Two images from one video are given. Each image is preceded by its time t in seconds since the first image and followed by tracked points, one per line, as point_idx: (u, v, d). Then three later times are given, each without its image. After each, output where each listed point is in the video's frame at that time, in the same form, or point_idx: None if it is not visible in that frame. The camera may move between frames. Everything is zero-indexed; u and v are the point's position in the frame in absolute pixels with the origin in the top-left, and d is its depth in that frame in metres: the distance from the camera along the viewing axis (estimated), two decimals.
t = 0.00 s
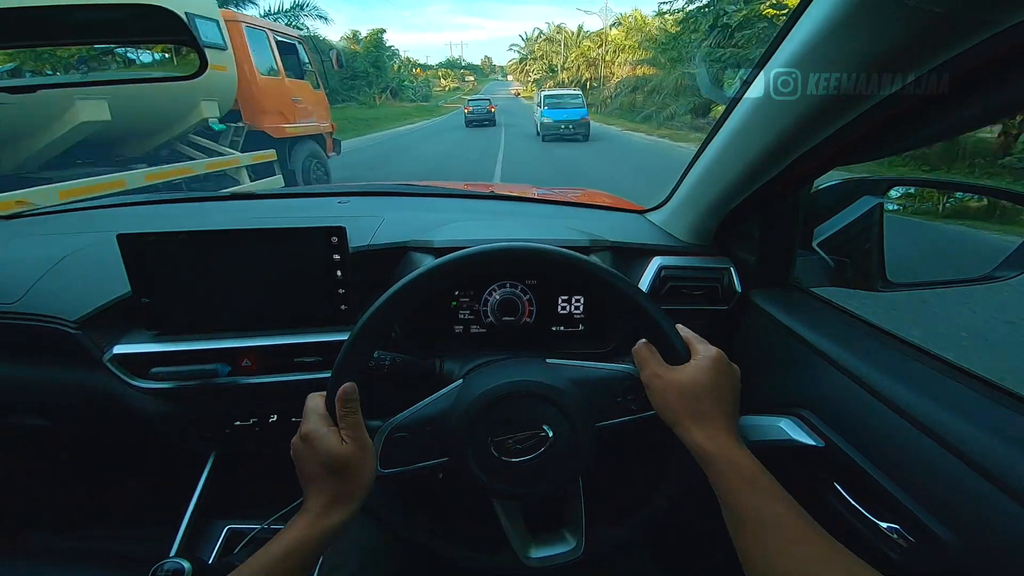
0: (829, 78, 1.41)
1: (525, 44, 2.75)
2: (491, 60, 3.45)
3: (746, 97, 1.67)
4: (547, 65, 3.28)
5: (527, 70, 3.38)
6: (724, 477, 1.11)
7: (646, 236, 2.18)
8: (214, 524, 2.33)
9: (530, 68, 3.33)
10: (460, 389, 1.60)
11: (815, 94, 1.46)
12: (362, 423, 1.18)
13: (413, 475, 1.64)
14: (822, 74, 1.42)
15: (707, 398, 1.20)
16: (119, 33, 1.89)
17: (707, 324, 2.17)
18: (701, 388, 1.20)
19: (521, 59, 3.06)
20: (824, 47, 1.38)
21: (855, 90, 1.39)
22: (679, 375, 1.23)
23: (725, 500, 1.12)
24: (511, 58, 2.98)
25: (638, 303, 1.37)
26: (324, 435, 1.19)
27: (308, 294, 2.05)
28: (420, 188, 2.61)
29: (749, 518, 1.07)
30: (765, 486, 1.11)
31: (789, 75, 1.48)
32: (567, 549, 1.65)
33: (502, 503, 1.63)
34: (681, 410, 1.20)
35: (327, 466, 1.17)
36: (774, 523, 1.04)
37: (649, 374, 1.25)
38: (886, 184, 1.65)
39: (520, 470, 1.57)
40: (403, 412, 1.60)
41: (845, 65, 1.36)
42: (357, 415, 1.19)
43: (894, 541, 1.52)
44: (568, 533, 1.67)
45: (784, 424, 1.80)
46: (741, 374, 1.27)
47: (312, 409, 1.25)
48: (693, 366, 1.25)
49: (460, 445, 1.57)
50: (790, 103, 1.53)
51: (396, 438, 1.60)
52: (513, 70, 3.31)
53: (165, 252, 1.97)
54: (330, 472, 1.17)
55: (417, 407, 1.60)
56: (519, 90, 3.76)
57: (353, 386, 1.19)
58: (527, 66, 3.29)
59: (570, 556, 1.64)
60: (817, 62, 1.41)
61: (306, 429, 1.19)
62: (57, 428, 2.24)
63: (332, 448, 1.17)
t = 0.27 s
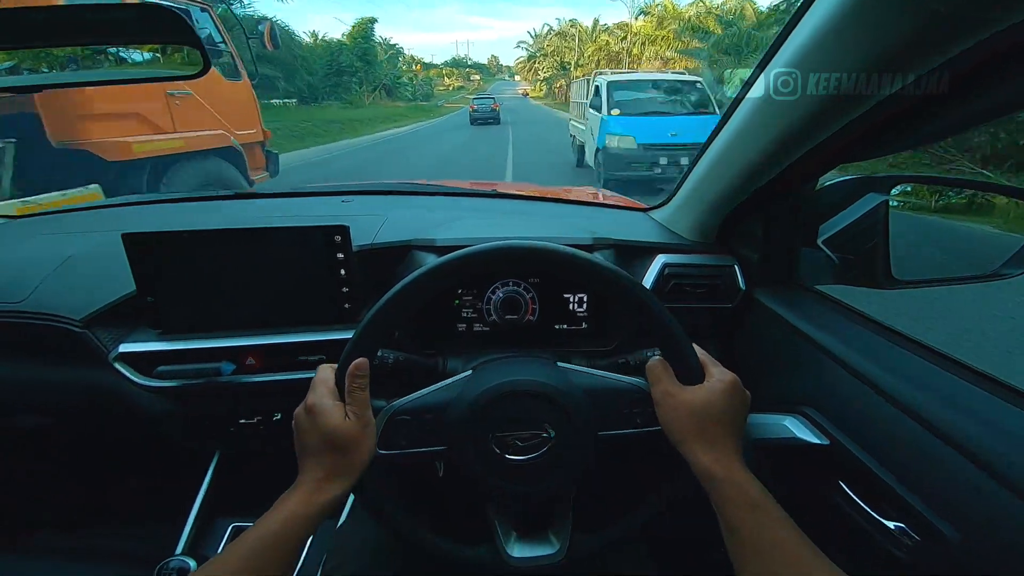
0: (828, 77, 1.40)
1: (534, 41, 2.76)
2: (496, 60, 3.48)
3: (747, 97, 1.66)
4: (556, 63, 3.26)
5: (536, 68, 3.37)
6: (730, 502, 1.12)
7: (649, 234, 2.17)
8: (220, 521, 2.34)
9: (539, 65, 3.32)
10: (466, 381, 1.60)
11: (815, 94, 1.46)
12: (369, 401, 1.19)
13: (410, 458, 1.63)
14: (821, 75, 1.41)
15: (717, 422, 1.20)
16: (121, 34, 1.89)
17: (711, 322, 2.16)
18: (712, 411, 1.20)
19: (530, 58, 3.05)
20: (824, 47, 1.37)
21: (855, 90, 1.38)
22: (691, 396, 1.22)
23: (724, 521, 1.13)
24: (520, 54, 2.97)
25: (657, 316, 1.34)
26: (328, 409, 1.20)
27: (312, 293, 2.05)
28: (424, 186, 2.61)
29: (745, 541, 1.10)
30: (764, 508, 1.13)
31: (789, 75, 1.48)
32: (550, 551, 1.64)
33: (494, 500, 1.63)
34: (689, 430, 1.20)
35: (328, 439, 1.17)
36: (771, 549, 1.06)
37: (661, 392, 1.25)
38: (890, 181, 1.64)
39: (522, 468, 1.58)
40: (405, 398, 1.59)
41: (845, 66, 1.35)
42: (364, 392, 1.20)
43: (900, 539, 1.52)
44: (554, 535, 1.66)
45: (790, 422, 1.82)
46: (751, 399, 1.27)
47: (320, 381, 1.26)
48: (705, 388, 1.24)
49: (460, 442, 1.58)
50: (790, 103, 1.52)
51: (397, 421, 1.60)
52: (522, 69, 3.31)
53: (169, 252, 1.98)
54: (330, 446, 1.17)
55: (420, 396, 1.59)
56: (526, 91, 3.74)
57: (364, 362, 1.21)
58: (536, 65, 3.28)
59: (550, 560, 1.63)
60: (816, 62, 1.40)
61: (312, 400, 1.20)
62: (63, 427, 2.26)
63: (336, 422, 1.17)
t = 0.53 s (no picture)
0: (828, 77, 1.42)
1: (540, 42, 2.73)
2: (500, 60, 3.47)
3: (755, 97, 1.68)
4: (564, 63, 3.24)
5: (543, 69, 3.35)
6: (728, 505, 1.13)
7: (651, 236, 2.17)
8: (220, 517, 2.35)
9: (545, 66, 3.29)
10: (467, 380, 1.61)
11: (813, 94, 1.48)
12: (363, 401, 1.19)
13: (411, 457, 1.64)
14: (821, 74, 1.44)
15: (716, 424, 1.20)
16: (128, 31, 1.90)
17: (713, 325, 2.16)
18: (712, 414, 1.20)
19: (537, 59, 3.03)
20: (825, 45, 1.40)
21: (855, 90, 1.39)
22: (691, 398, 1.22)
23: (724, 523, 1.14)
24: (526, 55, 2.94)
25: (660, 319, 1.34)
26: (322, 407, 1.20)
27: (315, 291, 2.06)
28: (428, 185, 2.62)
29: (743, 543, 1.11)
30: (762, 510, 1.13)
31: (790, 75, 1.51)
32: (547, 552, 1.63)
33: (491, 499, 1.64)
34: (688, 432, 1.20)
35: (319, 436, 1.17)
36: (769, 552, 1.06)
37: (661, 394, 1.25)
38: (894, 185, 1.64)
39: (519, 468, 1.58)
40: (409, 395, 1.60)
41: (845, 65, 1.37)
42: (359, 395, 1.20)
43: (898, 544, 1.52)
44: (551, 535, 1.66)
45: (789, 424, 1.80)
46: (749, 402, 1.27)
47: (320, 378, 1.28)
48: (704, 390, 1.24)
49: (460, 440, 1.59)
50: (790, 103, 1.55)
51: (398, 417, 1.60)
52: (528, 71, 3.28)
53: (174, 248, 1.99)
54: (316, 444, 1.17)
55: (423, 393, 1.60)
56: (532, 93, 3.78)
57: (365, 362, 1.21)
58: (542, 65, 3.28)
59: (547, 560, 1.61)
60: (817, 62, 1.43)
61: (308, 395, 1.21)
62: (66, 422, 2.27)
63: (328, 419, 1.17)
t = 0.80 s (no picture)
0: (828, 77, 1.42)
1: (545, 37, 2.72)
2: (504, 59, 3.46)
3: (755, 99, 1.67)
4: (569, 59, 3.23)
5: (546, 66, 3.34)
6: (734, 504, 1.12)
7: (654, 237, 2.17)
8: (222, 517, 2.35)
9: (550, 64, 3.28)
10: (467, 381, 1.61)
11: (814, 94, 1.48)
12: (353, 423, 1.17)
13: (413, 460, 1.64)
14: (822, 75, 1.43)
15: (719, 422, 1.20)
16: (131, 33, 1.90)
17: (716, 326, 2.15)
18: (714, 412, 1.19)
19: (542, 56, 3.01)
20: (826, 45, 1.39)
21: (855, 90, 1.39)
22: (692, 396, 1.21)
23: (730, 522, 1.13)
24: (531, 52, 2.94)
25: (660, 318, 1.34)
26: (315, 422, 1.20)
27: (317, 291, 2.06)
28: (430, 186, 2.62)
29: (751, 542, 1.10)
30: (767, 510, 1.12)
31: (791, 76, 1.50)
32: (549, 554, 1.62)
33: (492, 501, 1.63)
34: (690, 431, 1.20)
35: (305, 453, 1.17)
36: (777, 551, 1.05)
37: (663, 393, 1.24)
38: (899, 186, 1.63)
39: (521, 469, 1.57)
40: (409, 396, 1.60)
41: (845, 66, 1.37)
42: (351, 413, 1.19)
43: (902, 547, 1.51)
44: (553, 536, 1.65)
45: (793, 426, 1.79)
46: (752, 400, 1.26)
47: (320, 391, 1.28)
48: (705, 386, 1.24)
49: (460, 442, 1.58)
50: (790, 103, 1.55)
51: (400, 420, 1.61)
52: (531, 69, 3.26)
53: (177, 248, 1.99)
54: (305, 460, 1.17)
55: (423, 395, 1.60)
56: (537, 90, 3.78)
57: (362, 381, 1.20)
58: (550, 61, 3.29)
59: (550, 562, 1.61)
60: (817, 62, 1.42)
61: (302, 409, 1.22)
62: (70, 421, 2.28)
63: (316, 438, 1.17)
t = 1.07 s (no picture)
0: (828, 77, 1.41)
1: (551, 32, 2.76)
2: (507, 61, 3.46)
3: (756, 99, 1.67)
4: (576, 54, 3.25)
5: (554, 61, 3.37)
6: (737, 502, 1.11)
7: (656, 235, 2.16)
8: (223, 518, 2.34)
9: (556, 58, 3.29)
10: (468, 380, 1.61)
11: (814, 94, 1.47)
12: (359, 422, 1.16)
13: (414, 459, 1.64)
14: (822, 75, 1.42)
15: (722, 417, 1.18)
16: (130, 33, 1.90)
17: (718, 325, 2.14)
18: (715, 407, 1.18)
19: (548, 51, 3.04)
20: (827, 44, 1.39)
21: (855, 90, 1.38)
22: (693, 393, 1.20)
23: (736, 520, 1.12)
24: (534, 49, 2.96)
25: (660, 316, 1.33)
26: (320, 423, 1.20)
27: (318, 290, 2.06)
28: (431, 185, 2.62)
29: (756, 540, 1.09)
30: (773, 506, 1.11)
31: (791, 76, 1.50)
32: (551, 553, 1.61)
33: (493, 500, 1.62)
34: (692, 429, 1.19)
35: (313, 455, 1.16)
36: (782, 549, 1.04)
37: (664, 391, 1.24)
38: (901, 183, 1.62)
39: (522, 468, 1.56)
40: (410, 396, 1.60)
41: (845, 66, 1.36)
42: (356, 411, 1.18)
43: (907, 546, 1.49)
44: (556, 535, 1.64)
45: (797, 425, 1.78)
46: (757, 394, 1.24)
47: (321, 393, 1.26)
48: (707, 382, 1.22)
49: (461, 442, 1.57)
50: (790, 103, 1.54)
51: (401, 419, 1.61)
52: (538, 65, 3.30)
53: (177, 248, 1.99)
54: (313, 462, 1.16)
55: (424, 394, 1.60)
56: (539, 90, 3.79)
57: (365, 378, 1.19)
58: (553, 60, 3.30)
59: (552, 561, 1.60)
60: (817, 62, 1.42)
61: (306, 412, 1.21)
62: (70, 422, 2.27)
63: (323, 439, 1.16)
